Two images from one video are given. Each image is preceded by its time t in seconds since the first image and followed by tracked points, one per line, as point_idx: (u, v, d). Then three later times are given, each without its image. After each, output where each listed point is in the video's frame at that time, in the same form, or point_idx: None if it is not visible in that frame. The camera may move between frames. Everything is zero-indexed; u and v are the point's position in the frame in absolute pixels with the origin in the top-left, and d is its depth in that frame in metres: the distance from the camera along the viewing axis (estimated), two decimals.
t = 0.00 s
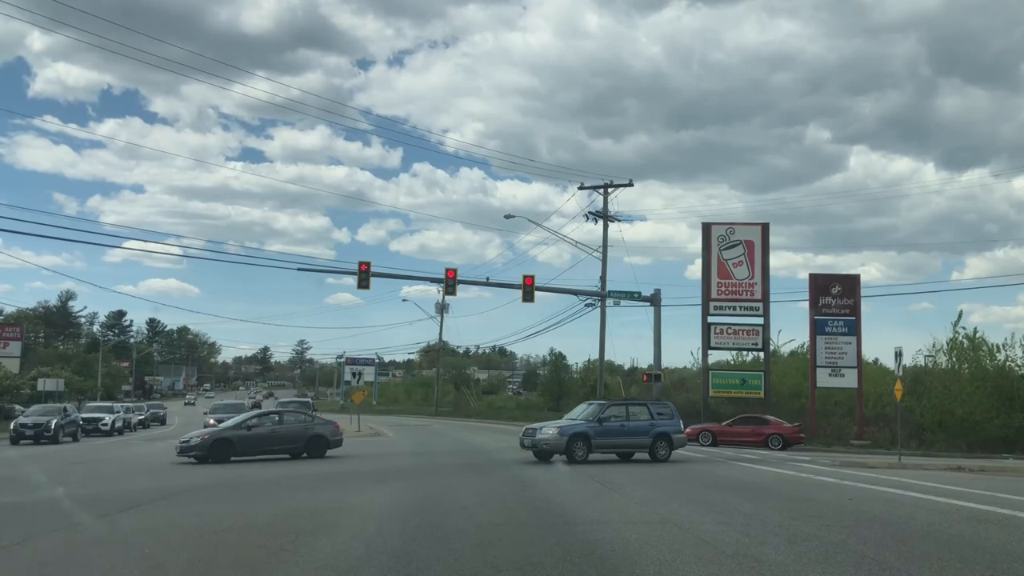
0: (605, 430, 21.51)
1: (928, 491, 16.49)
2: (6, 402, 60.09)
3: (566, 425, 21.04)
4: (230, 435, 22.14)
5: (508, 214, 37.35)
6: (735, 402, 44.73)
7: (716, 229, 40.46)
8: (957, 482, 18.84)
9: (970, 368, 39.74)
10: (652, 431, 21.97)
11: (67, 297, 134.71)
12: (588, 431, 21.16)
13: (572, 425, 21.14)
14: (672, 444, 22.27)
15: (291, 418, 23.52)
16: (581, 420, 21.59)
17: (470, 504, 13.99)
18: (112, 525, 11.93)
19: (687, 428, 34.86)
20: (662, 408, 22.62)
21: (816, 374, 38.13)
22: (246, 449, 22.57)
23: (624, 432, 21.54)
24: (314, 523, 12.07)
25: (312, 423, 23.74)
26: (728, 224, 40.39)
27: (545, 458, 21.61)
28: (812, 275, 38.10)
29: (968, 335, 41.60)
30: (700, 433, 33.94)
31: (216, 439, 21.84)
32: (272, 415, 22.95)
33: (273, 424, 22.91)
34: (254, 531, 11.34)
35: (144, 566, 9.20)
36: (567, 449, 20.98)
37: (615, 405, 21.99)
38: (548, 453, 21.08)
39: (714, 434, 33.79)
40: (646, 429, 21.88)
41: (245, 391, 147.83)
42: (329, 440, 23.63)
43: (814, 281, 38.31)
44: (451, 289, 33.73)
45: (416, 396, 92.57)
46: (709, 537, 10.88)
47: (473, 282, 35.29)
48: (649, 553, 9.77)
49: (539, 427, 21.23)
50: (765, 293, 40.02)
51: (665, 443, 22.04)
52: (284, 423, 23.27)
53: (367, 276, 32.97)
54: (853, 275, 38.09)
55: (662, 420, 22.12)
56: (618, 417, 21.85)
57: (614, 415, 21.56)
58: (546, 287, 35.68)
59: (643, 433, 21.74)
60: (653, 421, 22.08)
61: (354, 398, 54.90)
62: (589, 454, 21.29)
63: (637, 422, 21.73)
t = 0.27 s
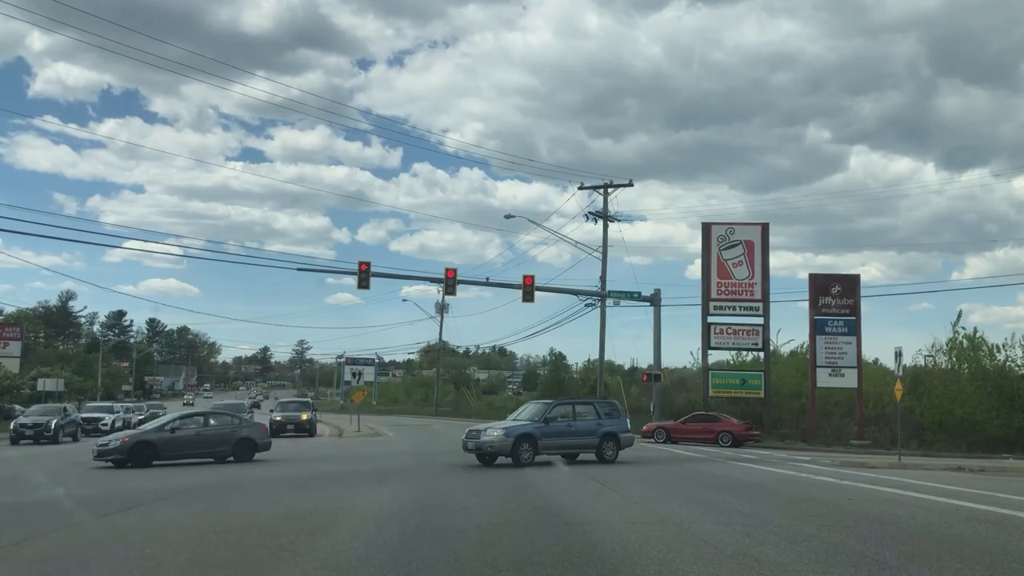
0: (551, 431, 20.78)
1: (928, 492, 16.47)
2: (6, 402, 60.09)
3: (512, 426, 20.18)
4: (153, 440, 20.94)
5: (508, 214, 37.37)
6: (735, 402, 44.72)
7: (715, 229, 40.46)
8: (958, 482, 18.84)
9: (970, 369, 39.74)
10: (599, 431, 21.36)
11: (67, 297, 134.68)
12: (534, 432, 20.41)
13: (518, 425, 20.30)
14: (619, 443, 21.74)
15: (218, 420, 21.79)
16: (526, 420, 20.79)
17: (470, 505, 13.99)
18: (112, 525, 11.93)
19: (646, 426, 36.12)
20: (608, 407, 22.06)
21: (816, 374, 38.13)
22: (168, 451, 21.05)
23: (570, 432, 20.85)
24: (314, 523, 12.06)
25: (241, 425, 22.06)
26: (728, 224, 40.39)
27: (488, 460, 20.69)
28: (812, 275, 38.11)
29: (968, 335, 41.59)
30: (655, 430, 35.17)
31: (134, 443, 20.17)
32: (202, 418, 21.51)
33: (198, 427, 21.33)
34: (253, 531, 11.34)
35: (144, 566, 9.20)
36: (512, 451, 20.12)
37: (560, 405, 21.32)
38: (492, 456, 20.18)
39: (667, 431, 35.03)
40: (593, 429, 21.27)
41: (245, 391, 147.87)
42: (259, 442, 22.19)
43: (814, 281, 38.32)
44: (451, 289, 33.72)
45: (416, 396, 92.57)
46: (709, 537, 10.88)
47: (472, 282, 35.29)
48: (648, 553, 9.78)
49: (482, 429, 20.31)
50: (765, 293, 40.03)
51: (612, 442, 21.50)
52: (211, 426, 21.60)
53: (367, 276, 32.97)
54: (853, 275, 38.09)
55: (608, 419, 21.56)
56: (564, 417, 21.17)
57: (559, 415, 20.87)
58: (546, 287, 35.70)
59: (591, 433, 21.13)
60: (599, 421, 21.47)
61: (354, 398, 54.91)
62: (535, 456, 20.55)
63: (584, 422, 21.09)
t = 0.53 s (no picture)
0: (497, 433, 19.87)
1: (928, 492, 16.43)
2: (5, 402, 60.05)
3: (457, 428, 19.06)
4: (66, 443, 19.41)
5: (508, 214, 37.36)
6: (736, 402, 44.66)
7: (716, 228, 40.43)
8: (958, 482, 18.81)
9: (970, 368, 39.70)
10: (544, 431, 20.72)
11: (66, 297, 134.66)
12: (480, 434, 19.41)
13: (464, 427, 19.21)
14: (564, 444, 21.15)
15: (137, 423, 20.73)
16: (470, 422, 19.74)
17: (470, 505, 13.94)
18: (111, 525, 11.89)
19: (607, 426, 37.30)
20: (553, 407, 21.41)
21: (816, 374, 38.09)
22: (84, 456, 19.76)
23: (517, 434, 20.15)
24: (313, 523, 12.02)
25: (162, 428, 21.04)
26: (728, 224, 40.35)
27: (428, 465, 19.46)
28: (812, 275, 38.07)
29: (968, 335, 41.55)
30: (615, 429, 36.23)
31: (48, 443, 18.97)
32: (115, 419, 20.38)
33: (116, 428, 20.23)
34: (252, 531, 11.30)
35: (143, 566, 9.15)
36: (457, 454, 19.00)
37: (505, 405, 20.47)
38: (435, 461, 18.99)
39: (626, 430, 36.11)
40: (539, 430, 20.58)
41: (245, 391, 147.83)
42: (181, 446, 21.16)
43: (814, 281, 38.29)
44: (451, 288, 33.68)
45: (416, 396, 92.52)
46: (709, 537, 10.85)
47: (473, 282, 35.25)
48: (648, 553, 9.74)
49: (424, 432, 19.09)
50: (766, 293, 40.00)
51: (558, 444, 20.89)
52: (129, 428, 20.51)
53: (367, 276, 32.93)
54: (853, 275, 38.05)
55: (554, 420, 20.97)
56: (509, 418, 20.36)
57: (507, 416, 20.05)
58: (546, 287, 35.66)
59: (537, 435, 20.45)
60: (545, 422, 20.80)
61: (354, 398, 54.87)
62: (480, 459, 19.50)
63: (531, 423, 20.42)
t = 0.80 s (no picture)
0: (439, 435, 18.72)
1: (928, 492, 16.47)
2: (5, 402, 60.06)
3: (398, 431, 17.85)
4: None
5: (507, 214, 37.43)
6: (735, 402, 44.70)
7: (715, 229, 40.48)
8: (958, 482, 18.86)
9: (970, 368, 39.75)
10: (489, 434, 19.69)
11: (67, 296, 134.72)
12: (422, 437, 18.22)
13: (404, 430, 18.00)
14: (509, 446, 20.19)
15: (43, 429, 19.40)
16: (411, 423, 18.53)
17: (470, 505, 13.98)
18: (112, 524, 11.94)
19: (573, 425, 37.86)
20: (498, 408, 20.36)
21: (816, 374, 38.15)
22: None
23: (460, 436, 19.02)
24: (314, 523, 12.07)
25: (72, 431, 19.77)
26: (728, 224, 40.40)
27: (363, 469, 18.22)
28: (812, 275, 38.12)
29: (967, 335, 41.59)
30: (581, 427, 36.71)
31: None
32: (10, 423, 18.88)
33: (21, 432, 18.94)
34: (253, 531, 11.35)
35: (144, 566, 9.20)
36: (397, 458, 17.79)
37: (448, 406, 19.34)
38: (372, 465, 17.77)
39: (591, 427, 36.58)
40: (484, 432, 19.55)
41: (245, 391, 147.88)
42: (95, 448, 19.99)
43: (814, 281, 38.34)
44: (451, 288, 33.73)
45: (417, 396, 92.58)
46: (708, 537, 10.89)
47: (473, 283, 35.30)
48: (648, 553, 9.78)
49: (360, 435, 17.81)
50: (765, 293, 40.06)
51: (503, 446, 19.92)
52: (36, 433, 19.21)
53: (367, 276, 32.98)
54: (853, 275, 38.10)
55: (500, 422, 19.95)
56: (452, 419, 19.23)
57: (449, 417, 18.88)
58: (546, 287, 35.72)
59: (482, 438, 19.40)
60: (490, 423, 19.77)
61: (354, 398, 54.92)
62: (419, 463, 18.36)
63: (476, 425, 19.32)
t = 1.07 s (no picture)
0: (376, 438, 18.05)
1: (928, 492, 16.46)
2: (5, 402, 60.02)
3: (331, 434, 17.16)
4: None
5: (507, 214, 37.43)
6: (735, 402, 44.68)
7: (715, 229, 40.48)
8: (958, 482, 18.85)
9: (970, 368, 39.74)
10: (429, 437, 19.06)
11: (67, 296, 134.75)
12: (358, 441, 17.55)
13: (338, 433, 17.31)
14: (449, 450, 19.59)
15: None
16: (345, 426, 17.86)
17: (470, 505, 13.99)
18: (111, 524, 11.94)
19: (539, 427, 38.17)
20: (437, 410, 19.72)
21: (816, 374, 38.15)
22: None
23: (398, 439, 18.39)
24: (315, 523, 12.06)
25: None
26: (728, 224, 40.39)
27: (295, 475, 17.44)
28: (812, 275, 38.12)
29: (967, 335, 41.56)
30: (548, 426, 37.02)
31: None
32: None
33: None
34: (253, 531, 11.35)
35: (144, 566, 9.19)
36: (330, 463, 17.08)
37: (385, 408, 18.72)
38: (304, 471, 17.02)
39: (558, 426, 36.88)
40: (424, 435, 18.91)
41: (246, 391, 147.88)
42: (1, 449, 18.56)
43: (814, 281, 38.33)
44: (451, 289, 33.73)
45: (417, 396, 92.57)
46: (708, 537, 10.87)
47: (473, 282, 35.29)
48: (649, 553, 9.77)
49: (290, 439, 17.05)
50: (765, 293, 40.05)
51: (443, 450, 19.30)
52: None
53: (367, 276, 32.98)
54: (853, 275, 38.09)
55: (439, 424, 19.35)
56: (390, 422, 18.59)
57: (386, 420, 18.26)
58: (546, 287, 35.72)
59: (422, 441, 18.75)
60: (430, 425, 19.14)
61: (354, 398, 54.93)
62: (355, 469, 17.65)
63: (414, 427, 18.71)
